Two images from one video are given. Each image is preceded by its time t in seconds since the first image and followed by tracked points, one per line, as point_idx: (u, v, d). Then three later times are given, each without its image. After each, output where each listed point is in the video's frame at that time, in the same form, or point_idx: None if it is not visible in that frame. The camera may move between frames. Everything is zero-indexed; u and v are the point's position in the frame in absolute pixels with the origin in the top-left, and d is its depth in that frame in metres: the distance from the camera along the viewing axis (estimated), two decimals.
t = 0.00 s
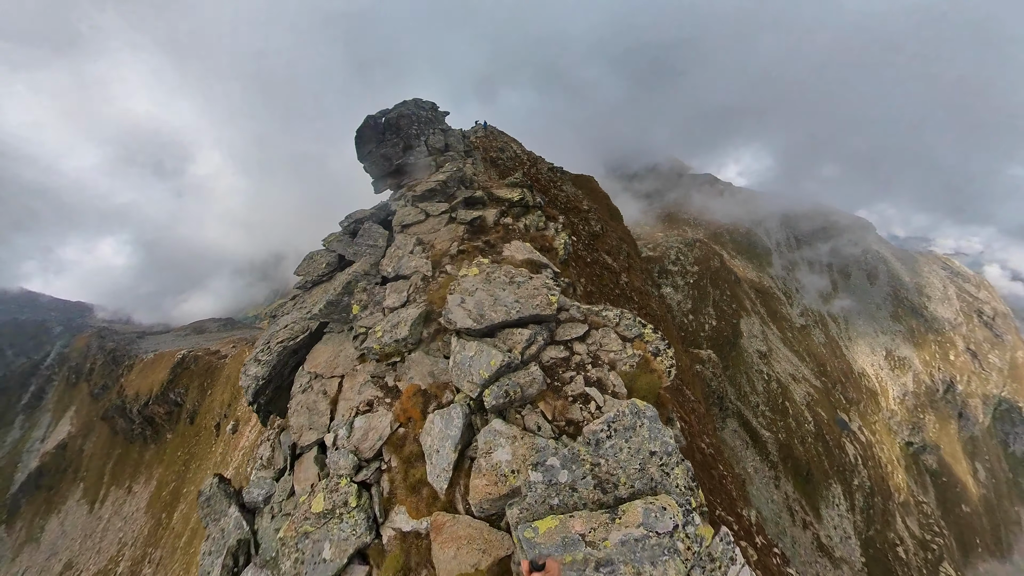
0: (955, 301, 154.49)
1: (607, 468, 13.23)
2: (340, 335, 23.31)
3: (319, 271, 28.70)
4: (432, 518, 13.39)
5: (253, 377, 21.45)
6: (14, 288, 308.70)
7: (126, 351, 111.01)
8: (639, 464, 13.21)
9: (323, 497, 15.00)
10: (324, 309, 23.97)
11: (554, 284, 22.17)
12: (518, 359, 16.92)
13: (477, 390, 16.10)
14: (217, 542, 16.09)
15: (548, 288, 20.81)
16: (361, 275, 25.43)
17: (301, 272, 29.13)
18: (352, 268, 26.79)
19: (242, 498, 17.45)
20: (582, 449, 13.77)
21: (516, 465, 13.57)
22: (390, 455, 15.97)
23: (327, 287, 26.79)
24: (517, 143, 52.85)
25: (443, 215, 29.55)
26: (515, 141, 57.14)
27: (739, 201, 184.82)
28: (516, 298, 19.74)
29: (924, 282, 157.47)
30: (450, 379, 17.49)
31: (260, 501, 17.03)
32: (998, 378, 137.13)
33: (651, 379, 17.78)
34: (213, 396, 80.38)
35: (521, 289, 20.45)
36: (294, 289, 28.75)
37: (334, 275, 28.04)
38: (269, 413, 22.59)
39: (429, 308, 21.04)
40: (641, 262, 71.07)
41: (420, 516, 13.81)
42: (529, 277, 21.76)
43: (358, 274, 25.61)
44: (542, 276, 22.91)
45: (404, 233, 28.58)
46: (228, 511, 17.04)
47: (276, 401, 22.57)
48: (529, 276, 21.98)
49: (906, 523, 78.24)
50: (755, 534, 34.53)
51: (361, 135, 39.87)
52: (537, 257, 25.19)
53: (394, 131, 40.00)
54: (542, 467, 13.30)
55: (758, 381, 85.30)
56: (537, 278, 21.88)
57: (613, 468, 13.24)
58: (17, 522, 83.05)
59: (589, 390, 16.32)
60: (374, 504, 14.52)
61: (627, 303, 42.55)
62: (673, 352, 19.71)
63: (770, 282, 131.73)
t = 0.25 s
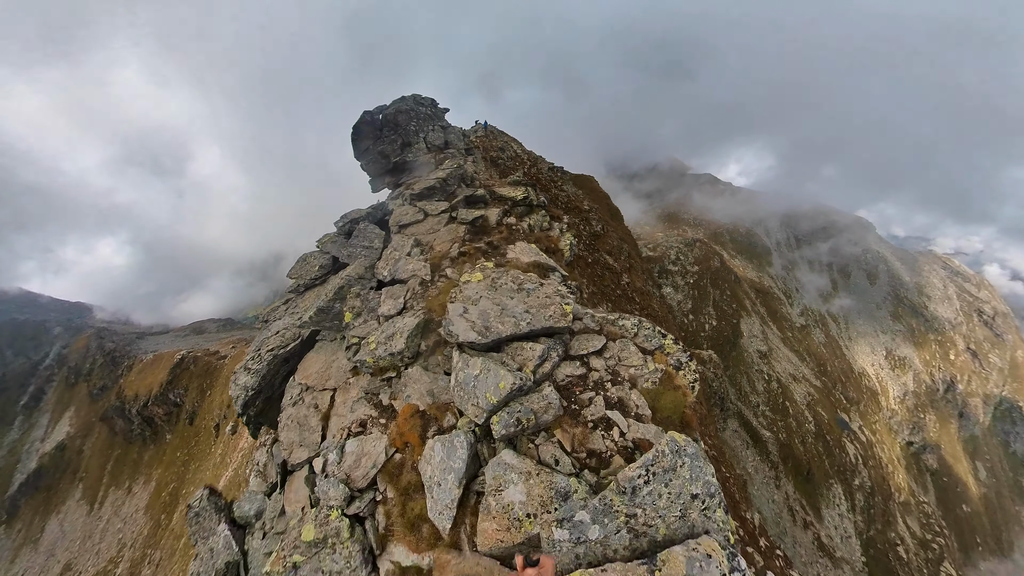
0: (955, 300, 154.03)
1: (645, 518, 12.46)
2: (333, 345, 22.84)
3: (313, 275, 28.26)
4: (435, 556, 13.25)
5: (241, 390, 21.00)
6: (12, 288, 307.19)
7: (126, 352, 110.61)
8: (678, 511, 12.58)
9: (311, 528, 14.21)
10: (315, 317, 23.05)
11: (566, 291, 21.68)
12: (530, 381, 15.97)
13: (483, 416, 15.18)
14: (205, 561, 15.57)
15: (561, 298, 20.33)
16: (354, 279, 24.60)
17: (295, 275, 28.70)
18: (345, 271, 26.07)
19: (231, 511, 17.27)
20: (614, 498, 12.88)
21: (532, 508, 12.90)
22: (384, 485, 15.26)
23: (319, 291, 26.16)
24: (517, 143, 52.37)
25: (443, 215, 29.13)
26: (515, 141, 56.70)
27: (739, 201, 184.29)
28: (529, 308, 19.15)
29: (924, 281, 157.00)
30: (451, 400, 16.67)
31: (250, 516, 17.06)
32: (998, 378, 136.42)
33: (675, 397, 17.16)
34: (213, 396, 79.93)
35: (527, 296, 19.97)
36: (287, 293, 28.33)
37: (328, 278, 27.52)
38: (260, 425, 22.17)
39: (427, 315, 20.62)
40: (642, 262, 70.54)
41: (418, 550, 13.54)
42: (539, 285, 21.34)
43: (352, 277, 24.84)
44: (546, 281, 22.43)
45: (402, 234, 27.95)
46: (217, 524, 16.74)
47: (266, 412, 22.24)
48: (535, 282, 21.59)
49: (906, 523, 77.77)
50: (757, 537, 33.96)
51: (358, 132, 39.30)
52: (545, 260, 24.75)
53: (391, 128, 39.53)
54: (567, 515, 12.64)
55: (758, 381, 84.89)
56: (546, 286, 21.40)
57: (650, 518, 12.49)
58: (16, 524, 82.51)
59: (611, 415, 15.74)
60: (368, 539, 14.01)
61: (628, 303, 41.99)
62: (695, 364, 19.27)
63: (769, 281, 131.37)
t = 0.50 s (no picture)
0: (954, 300, 153.67)
1: (675, 569, 11.41)
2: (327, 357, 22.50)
3: (306, 281, 27.77)
4: None
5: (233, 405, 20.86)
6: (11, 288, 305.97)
7: (125, 352, 110.08)
8: (710, 557, 11.66)
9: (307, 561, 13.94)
10: (306, 329, 22.63)
11: (578, 308, 21.54)
12: (543, 415, 15.26)
13: (491, 452, 14.37)
14: None
15: (575, 319, 20.27)
16: (348, 289, 24.09)
17: (289, 280, 28.27)
18: (339, 280, 25.60)
19: (224, 530, 16.63)
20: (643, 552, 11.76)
21: (548, 560, 11.62)
22: (384, 522, 14.58)
23: (313, 300, 25.81)
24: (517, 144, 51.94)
25: (442, 218, 28.76)
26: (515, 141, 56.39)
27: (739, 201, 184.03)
28: (541, 329, 19.04)
29: (923, 281, 156.62)
30: (455, 430, 16.15)
31: (245, 536, 16.38)
32: (997, 378, 135.59)
33: (696, 423, 17.06)
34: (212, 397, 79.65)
35: (536, 315, 19.94)
36: (281, 299, 27.95)
37: (322, 285, 27.15)
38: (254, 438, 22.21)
39: (427, 326, 20.26)
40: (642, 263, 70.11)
41: None
42: (548, 301, 21.25)
43: (346, 286, 24.27)
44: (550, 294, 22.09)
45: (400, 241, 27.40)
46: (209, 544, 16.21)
47: (259, 425, 22.18)
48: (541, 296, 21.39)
49: (906, 523, 77.45)
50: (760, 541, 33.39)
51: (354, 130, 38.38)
52: (552, 269, 24.29)
53: (389, 126, 38.83)
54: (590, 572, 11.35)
55: (758, 381, 84.59)
56: (555, 303, 21.20)
57: (682, 568, 11.44)
58: (15, 524, 81.88)
59: (631, 449, 15.15)
60: None
61: (629, 304, 41.55)
62: (715, 385, 19.44)
63: (769, 281, 131.10)
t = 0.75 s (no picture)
0: (954, 300, 153.54)
1: None
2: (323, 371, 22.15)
3: (300, 288, 27.33)
4: None
5: (225, 421, 20.63)
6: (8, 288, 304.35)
7: (124, 352, 109.41)
8: None
9: None
10: (299, 343, 21.94)
11: (597, 326, 19.82)
12: (564, 454, 14.25)
13: (507, 496, 13.57)
14: None
15: (595, 340, 18.68)
16: (343, 299, 23.42)
17: (282, 287, 27.86)
18: (334, 287, 25.07)
19: (218, 552, 16.05)
20: None
21: None
22: (387, 560, 14.26)
23: (308, 310, 25.46)
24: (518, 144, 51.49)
25: (444, 222, 28.47)
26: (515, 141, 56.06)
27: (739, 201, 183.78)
28: (557, 354, 17.60)
29: (922, 281, 156.34)
30: (463, 465, 15.54)
31: (240, 558, 15.75)
32: (996, 378, 135.10)
33: (725, 452, 16.28)
34: (211, 398, 79.23)
35: (551, 336, 18.63)
36: (275, 307, 27.59)
37: (317, 293, 26.77)
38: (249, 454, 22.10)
39: (428, 342, 19.66)
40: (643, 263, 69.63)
41: None
42: (566, 321, 19.65)
43: (341, 296, 23.58)
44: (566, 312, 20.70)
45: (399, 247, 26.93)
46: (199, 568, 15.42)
47: (253, 440, 22.13)
48: (557, 314, 19.90)
49: (905, 522, 77.14)
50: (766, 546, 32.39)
51: (351, 128, 37.10)
52: (563, 278, 23.83)
53: (387, 125, 37.81)
54: None
55: (758, 381, 84.29)
56: (574, 322, 19.65)
57: None
58: (14, 525, 81.19)
59: (660, 488, 14.25)
60: None
61: (631, 305, 41.00)
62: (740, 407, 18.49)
63: (769, 281, 130.87)
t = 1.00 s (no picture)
0: (953, 299, 153.33)
1: None
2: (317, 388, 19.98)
3: (294, 296, 25.49)
4: None
5: (214, 440, 18.94)
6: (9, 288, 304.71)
7: (123, 353, 108.73)
8: None
9: None
10: (288, 363, 19.50)
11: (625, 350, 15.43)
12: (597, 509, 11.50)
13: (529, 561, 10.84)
14: None
15: (625, 369, 14.56)
16: (334, 312, 21.11)
17: (276, 296, 26.12)
18: (327, 298, 23.11)
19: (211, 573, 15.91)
20: None
21: None
22: None
23: (300, 320, 23.68)
24: (518, 143, 50.79)
25: (446, 225, 27.76)
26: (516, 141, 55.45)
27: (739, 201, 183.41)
28: (582, 382, 14.05)
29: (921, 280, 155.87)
30: (474, 512, 12.75)
31: None
32: (995, 377, 134.27)
33: (754, 484, 14.64)
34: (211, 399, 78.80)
35: (573, 363, 14.68)
36: (268, 317, 25.82)
37: (311, 302, 24.99)
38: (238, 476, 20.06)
39: (431, 367, 17.57)
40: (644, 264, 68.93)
41: None
42: (590, 343, 15.39)
43: (333, 308, 21.33)
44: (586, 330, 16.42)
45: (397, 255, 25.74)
46: None
47: (247, 458, 20.37)
48: (578, 335, 15.67)
49: (905, 521, 76.69)
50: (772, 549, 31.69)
51: (348, 126, 36.45)
52: (575, 287, 22.78)
53: (385, 123, 37.19)
54: None
55: (758, 380, 83.87)
56: (599, 344, 15.40)
57: None
58: (14, 526, 80.55)
59: (692, 526, 12.23)
60: None
61: (632, 306, 40.60)
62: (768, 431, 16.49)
63: (769, 281, 130.67)
